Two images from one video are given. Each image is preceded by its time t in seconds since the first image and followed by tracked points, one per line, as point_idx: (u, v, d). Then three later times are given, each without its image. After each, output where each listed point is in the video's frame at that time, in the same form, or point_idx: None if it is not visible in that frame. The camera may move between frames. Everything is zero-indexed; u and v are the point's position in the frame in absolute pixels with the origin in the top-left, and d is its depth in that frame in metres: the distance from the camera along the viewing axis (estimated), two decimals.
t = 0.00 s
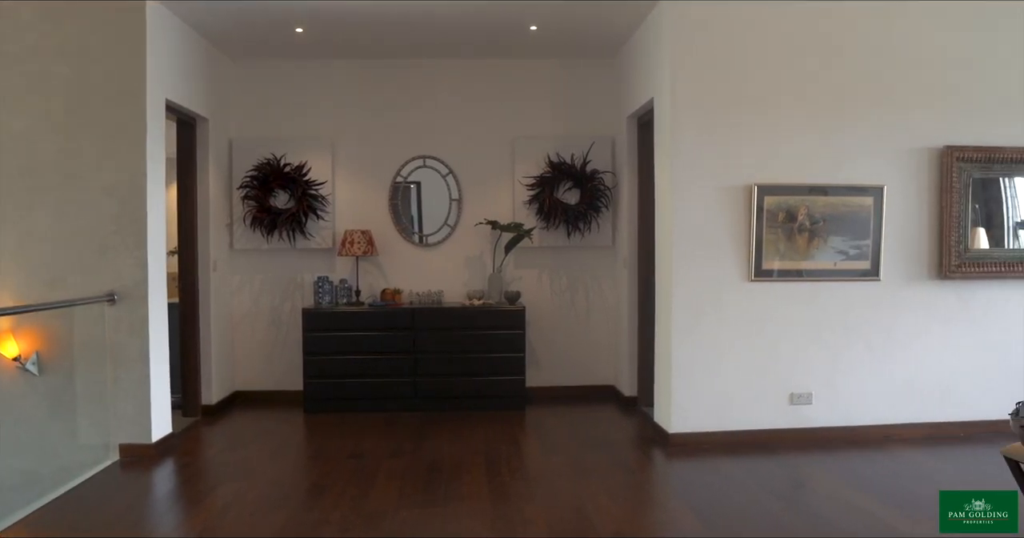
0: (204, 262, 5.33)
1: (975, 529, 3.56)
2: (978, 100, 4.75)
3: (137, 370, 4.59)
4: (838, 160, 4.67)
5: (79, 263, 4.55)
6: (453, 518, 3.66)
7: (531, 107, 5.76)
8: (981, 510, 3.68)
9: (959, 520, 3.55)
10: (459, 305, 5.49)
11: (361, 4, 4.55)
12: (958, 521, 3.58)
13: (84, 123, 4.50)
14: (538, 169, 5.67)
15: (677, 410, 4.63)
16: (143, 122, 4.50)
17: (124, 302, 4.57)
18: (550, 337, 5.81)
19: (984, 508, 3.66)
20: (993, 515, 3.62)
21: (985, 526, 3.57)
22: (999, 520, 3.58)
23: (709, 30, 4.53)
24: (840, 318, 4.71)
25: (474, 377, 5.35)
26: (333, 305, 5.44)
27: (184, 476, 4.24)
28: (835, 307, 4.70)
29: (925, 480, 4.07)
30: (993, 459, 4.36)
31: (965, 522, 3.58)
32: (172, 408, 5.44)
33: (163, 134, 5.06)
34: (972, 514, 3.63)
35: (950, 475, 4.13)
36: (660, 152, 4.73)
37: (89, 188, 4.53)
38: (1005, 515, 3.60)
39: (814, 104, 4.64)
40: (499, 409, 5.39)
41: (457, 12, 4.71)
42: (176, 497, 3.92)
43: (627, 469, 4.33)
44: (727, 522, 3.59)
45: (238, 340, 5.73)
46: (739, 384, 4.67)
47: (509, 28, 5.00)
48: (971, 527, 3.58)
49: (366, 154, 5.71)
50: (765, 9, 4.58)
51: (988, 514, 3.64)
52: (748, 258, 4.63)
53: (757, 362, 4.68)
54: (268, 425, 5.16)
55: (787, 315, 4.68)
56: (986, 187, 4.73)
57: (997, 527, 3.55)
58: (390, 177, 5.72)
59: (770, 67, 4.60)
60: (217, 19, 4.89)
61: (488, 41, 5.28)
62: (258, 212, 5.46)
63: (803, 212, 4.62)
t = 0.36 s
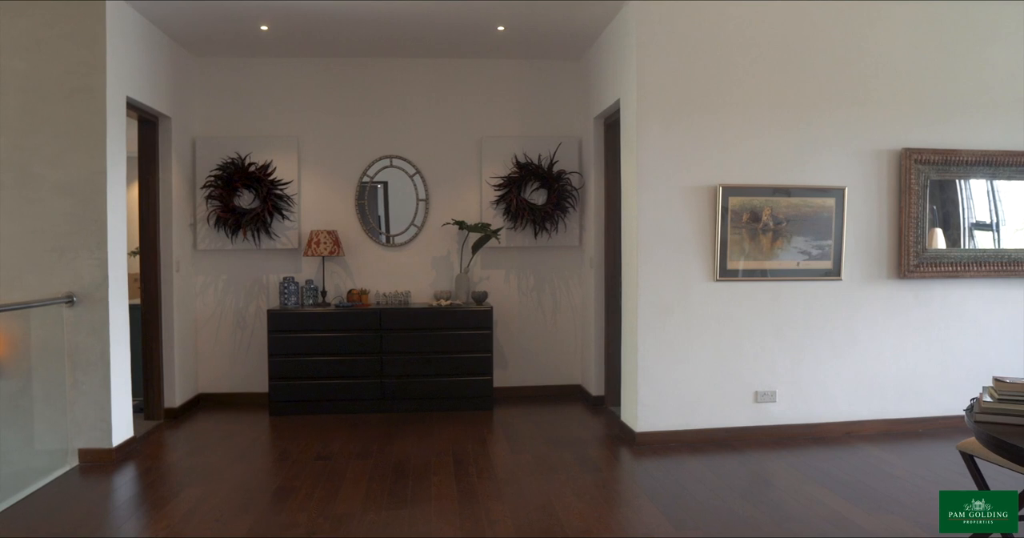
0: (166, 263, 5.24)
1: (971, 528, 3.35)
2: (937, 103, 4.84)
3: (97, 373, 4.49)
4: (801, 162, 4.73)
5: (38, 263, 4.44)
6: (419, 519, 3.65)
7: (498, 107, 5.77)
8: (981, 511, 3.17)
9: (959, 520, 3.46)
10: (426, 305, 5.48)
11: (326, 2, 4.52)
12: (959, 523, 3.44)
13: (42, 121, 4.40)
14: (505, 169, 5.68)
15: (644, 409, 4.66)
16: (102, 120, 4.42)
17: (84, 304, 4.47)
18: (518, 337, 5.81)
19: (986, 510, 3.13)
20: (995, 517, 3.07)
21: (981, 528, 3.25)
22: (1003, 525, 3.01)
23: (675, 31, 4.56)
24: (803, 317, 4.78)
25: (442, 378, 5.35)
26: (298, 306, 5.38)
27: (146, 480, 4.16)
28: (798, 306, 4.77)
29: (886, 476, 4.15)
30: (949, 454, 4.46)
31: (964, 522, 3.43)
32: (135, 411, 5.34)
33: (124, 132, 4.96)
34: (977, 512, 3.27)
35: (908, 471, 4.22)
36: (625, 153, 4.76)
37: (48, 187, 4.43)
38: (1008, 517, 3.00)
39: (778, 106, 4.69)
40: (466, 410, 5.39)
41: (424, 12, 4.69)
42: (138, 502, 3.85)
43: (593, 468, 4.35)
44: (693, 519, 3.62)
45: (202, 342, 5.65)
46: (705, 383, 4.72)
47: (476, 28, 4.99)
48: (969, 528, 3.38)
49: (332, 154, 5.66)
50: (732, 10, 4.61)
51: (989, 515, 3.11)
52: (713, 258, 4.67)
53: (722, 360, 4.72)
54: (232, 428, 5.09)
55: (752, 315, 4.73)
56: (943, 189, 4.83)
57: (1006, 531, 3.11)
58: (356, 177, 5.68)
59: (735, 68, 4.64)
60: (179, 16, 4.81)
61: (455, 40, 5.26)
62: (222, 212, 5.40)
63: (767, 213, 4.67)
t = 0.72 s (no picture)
0: (126, 263, 5.14)
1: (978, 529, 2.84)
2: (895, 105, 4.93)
3: (54, 376, 4.39)
4: (764, 162, 4.76)
5: None
6: (385, 521, 3.62)
7: (464, 107, 5.76)
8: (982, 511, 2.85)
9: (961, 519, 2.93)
10: (391, 306, 5.44)
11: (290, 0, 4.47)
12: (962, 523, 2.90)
13: None
14: (471, 170, 5.67)
15: (610, 409, 4.67)
16: (59, 117, 4.31)
17: (40, 306, 4.36)
18: (485, 337, 5.81)
19: (985, 509, 2.83)
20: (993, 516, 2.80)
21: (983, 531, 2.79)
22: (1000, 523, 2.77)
23: (640, 31, 4.59)
24: (766, 317, 4.82)
25: (408, 378, 5.32)
26: (262, 307, 5.31)
27: (105, 486, 4.08)
28: (762, 305, 4.81)
29: (846, 472, 4.23)
30: (906, 451, 4.56)
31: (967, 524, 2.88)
32: (93, 415, 5.23)
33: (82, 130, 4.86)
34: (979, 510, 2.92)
35: (867, 467, 4.30)
36: (591, 154, 4.76)
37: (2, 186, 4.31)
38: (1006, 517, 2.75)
39: (741, 107, 4.73)
40: (432, 411, 5.37)
41: (390, 11, 4.67)
42: (96, 508, 3.76)
43: (559, 467, 4.36)
44: (660, 518, 3.64)
45: (163, 344, 5.55)
46: (670, 382, 4.74)
47: (441, 27, 4.98)
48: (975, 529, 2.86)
49: (296, 153, 5.60)
50: (696, 11, 4.65)
51: (988, 515, 2.81)
52: (678, 258, 4.69)
53: (687, 360, 4.75)
54: (193, 431, 5.01)
55: (716, 314, 4.76)
56: (902, 190, 4.90)
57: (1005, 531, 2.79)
58: (321, 177, 5.63)
59: (699, 69, 4.67)
60: (140, 12, 4.72)
61: (421, 39, 5.24)
62: (184, 212, 5.32)
63: (731, 214, 4.70)
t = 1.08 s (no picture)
0: (83, 264, 5.03)
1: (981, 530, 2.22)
2: (855, 107, 5.01)
3: (8, 381, 4.27)
4: (727, 164, 4.82)
5: None
6: (349, 524, 3.58)
7: (430, 107, 5.74)
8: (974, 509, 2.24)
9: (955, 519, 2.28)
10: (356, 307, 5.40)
11: None
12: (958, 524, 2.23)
13: None
14: (437, 170, 5.66)
15: (576, 408, 4.69)
16: (12, 115, 4.20)
17: None
18: (451, 338, 5.80)
19: (984, 507, 2.22)
20: (992, 517, 2.21)
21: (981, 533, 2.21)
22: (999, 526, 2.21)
23: (605, 32, 4.61)
24: (730, 316, 4.88)
25: (373, 379, 5.30)
26: (224, 308, 5.24)
27: (61, 492, 3.98)
28: (726, 304, 4.86)
29: (807, 469, 4.30)
30: (865, 447, 4.65)
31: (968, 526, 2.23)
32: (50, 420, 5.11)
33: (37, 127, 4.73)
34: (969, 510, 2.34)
35: (828, 463, 4.39)
36: (557, 154, 4.78)
37: None
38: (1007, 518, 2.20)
39: (705, 109, 4.78)
40: (398, 411, 5.35)
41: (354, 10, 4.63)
42: (52, 515, 3.67)
43: (526, 467, 4.36)
44: (626, 517, 3.66)
45: (122, 346, 5.44)
46: (635, 382, 4.77)
47: (407, 26, 4.95)
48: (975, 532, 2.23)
49: (260, 153, 5.54)
50: (660, 14, 4.69)
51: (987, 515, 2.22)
52: (643, 258, 4.72)
53: (652, 359, 4.79)
54: (154, 435, 4.92)
55: (680, 314, 4.80)
56: (861, 191, 4.99)
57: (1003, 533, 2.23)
58: (285, 177, 5.57)
59: (663, 70, 4.71)
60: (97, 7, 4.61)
61: (387, 38, 5.21)
62: (143, 211, 5.23)
63: (695, 214, 4.75)
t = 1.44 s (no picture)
0: (35, 265, 4.90)
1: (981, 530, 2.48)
2: (813, 109, 5.09)
3: None
4: (689, 165, 4.86)
5: None
6: (311, 527, 3.55)
7: (392, 106, 5.71)
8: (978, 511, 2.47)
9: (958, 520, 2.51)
10: (317, 308, 5.35)
11: None
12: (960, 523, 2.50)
13: None
14: (399, 170, 5.63)
15: (539, 408, 4.70)
16: None
17: None
18: (414, 338, 5.77)
19: (985, 508, 2.47)
20: (992, 517, 2.45)
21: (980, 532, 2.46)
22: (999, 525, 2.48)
23: (568, 33, 4.62)
24: (691, 316, 4.93)
25: (336, 381, 5.26)
26: (183, 310, 5.16)
27: (12, 500, 3.88)
28: (687, 303, 4.91)
29: (767, 466, 4.37)
30: (822, 443, 4.74)
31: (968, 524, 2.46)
32: None
33: None
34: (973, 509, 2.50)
35: (787, 459, 4.46)
36: (519, 155, 4.78)
37: None
38: (1008, 519, 2.48)
39: (666, 110, 4.81)
40: (361, 413, 5.31)
41: (315, 8, 4.58)
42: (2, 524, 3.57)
43: (490, 467, 4.36)
44: (589, 516, 3.68)
45: (76, 349, 5.32)
46: (598, 381, 4.79)
47: (370, 25, 4.91)
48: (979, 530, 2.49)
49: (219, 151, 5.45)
50: (622, 15, 4.71)
51: (987, 515, 2.46)
52: (605, 258, 4.75)
53: (616, 358, 4.81)
54: (109, 440, 4.81)
55: (643, 314, 4.84)
56: (818, 192, 5.07)
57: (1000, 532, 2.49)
58: (245, 176, 5.49)
59: (624, 71, 4.74)
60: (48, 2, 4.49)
61: (350, 37, 5.16)
62: (98, 211, 5.11)
63: (656, 215, 4.79)
